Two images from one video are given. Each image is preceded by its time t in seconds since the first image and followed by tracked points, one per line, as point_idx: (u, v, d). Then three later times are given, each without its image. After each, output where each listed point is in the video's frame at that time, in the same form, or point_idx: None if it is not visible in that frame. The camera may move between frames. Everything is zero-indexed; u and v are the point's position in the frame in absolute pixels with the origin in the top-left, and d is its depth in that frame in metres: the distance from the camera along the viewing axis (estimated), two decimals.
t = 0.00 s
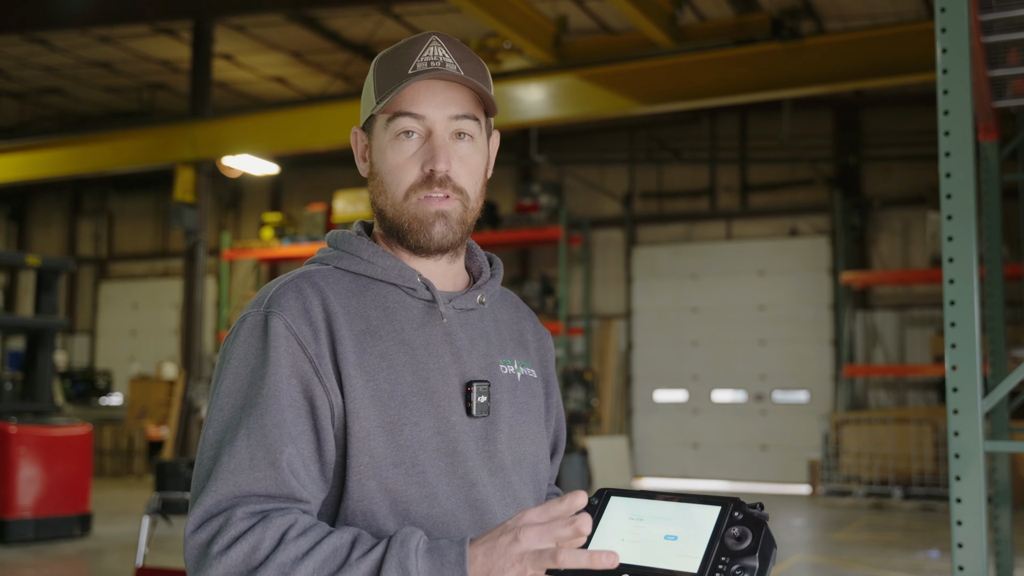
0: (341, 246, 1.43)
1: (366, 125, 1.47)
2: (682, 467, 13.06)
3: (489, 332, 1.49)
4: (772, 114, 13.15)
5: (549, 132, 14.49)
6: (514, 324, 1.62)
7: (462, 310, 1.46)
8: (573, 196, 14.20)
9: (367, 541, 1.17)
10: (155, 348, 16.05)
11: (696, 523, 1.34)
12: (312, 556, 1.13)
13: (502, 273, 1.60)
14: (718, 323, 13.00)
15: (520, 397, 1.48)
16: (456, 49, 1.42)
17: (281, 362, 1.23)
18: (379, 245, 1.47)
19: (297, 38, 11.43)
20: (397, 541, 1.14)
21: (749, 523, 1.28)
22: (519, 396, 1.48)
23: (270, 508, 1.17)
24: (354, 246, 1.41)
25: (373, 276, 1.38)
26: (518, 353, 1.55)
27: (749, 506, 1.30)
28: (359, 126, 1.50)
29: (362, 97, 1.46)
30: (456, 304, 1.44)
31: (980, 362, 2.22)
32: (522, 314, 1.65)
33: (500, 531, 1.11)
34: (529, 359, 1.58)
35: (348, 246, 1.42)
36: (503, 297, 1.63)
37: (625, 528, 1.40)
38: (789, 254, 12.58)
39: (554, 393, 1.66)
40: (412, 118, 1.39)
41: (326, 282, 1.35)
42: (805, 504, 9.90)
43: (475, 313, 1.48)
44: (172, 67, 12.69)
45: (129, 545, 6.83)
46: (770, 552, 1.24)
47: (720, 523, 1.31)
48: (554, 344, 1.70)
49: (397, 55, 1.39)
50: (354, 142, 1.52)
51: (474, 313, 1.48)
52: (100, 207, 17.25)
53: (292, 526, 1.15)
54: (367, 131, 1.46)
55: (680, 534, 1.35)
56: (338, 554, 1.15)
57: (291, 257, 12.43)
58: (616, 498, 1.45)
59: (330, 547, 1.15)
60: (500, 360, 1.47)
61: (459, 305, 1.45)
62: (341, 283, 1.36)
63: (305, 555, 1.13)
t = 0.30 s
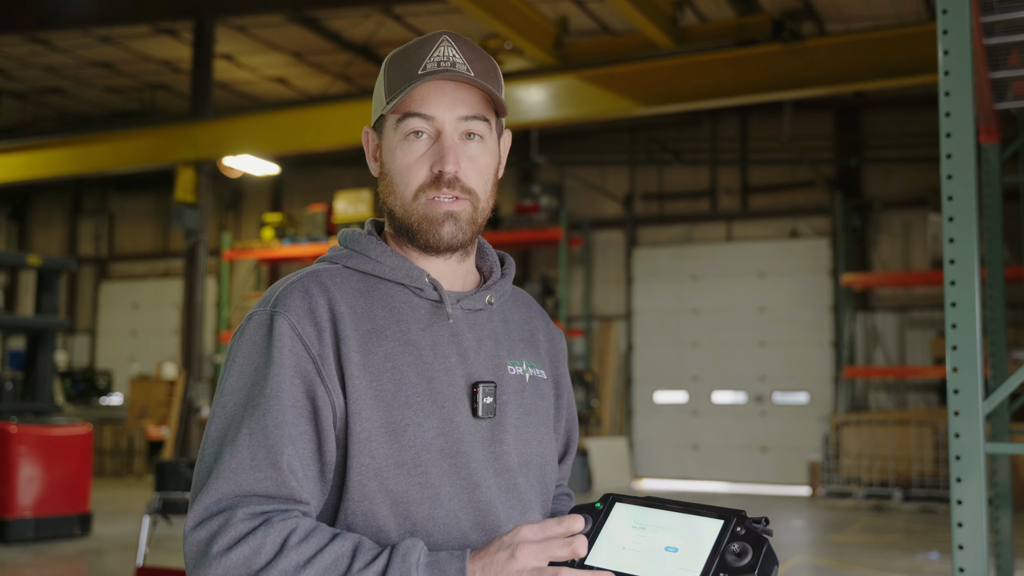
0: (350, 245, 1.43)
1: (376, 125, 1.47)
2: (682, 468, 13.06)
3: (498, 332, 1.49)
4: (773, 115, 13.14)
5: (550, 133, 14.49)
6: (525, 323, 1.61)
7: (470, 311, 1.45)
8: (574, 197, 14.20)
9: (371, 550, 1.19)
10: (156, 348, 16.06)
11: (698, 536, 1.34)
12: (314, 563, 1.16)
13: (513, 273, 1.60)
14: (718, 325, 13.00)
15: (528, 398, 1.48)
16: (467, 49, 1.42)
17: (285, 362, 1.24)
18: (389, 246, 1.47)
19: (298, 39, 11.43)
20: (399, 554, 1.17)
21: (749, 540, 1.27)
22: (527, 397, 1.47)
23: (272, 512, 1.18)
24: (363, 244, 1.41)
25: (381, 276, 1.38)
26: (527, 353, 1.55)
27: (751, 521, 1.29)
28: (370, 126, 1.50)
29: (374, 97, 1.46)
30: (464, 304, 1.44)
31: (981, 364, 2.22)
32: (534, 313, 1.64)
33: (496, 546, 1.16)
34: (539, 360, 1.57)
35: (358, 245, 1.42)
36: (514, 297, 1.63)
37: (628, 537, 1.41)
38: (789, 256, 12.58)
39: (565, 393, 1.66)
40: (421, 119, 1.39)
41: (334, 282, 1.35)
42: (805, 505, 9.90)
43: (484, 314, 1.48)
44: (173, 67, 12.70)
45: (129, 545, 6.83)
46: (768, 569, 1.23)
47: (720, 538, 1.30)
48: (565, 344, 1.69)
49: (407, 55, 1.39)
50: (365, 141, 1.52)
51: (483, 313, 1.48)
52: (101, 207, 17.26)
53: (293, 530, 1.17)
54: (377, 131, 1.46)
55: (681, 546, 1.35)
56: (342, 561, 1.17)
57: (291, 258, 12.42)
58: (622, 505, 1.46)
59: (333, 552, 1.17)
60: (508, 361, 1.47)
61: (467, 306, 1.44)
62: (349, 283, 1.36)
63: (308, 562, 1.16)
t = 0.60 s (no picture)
0: (353, 247, 1.44)
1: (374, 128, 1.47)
2: (683, 470, 13.05)
3: (501, 333, 1.48)
4: (775, 118, 13.15)
5: (551, 135, 14.50)
6: (530, 325, 1.61)
7: (474, 311, 1.45)
8: (575, 200, 14.20)
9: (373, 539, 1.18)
10: (157, 350, 16.08)
11: (705, 532, 1.34)
12: (317, 555, 1.15)
13: (517, 273, 1.60)
14: (719, 327, 12.99)
15: (532, 399, 1.47)
16: (459, 43, 1.42)
17: (289, 364, 1.24)
18: (393, 247, 1.47)
19: (299, 42, 11.45)
20: (401, 535, 1.16)
21: (759, 535, 1.28)
22: (531, 397, 1.47)
23: (276, 507, 1.18)
24: (366, 246, 1.41)
25: (384, 277, 1.39)
26: (531, 354, 1.55)
27: (759, 516, 1.30)
28: (368, 130, 1.51)
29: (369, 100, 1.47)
30: (467, 305, 1.43)
31: (983, 366, 2.22)
32: (538, 315, 1.64)
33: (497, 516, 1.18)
34: (543, 361, 1.57)
35: (360, 246, 1.42)
36: (518, 297, 1.63)
37: (634, 536, 1.41)
38: (791, 258, 12.58)
39: (569, 396, 1.66)
40: (417, 115, 1.40)
41: (337, 283, 1.35)
42: (807, 508, 9.89)
43: (487, 314, 1.48)
44: (174, 70, 12.71)
45: (130, 548, 6.82)
46: (778, 564, 1.23)
47: (729, 535, 1.31)
48: (569, 345, 1.69)
49: (399, 53, 1.39)
50: (364, 145, 1.53)
51: (486, 314, 1.48)
52: (103, 210, 17.28)
53: (296, 524, 1.16)
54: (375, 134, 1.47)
55: (689, 544, 1.35)
56: (342, 555, 1.16)
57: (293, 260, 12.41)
58: (627, 505, 1.46)
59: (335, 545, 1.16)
60: (512, 361, 1.47)
61: (470, 306, 1.44)
62: (352, 284, 1.36)
63: (312, 553, 1.15)
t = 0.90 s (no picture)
0: (347, 249, 1.44)
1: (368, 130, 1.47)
2: (685, 473, 13.04)
3: (496, 335, 1.48)
4: (777, 120, 13.14)
5: (553, 138, 14.50)
6: (524, 327, 1.61)
7: (468, 313, 1.46)
8: (577, 202, 14.20)
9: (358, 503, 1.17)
10: (159, 353, 16.10)
11: (709, 523, 1.35)
12: (309, 523, 1.15)
13: (510, 275, 1.59)
14: (721, 329, 12.98)
15: (528, 400, 1.47)
16: (453, 46, 1.43)
17: (283, 364, 1.24)
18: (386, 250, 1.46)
19: (301, 44, 11.46)
20: (388, 490, 1.15)
21: (763, 524, 1.29)
22: (527, 398, 1.47)
23: (267, 496, 1.18)
24: (359, 249, 1.41)
25: (378, 279, 1.39)
26: (526, 356, 1.55)
27: (763, 506, 1.32)
28: (361, 133, 1.51)
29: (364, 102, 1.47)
30: (462, 306, 1.44)
31: (984, 368, 2.22)
32: (532, 318, 1.64)
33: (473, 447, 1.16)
34: (538, 363, 1.57)
35: (354, 249, 1.42)
36: (512, 300, 1.62)
37: (637, 531, 1.41)
38: (793, 261, 12.57)
39: (565, 400, 1.65)
40: (411, 117, 1.40)
41: (331, 286, 1.35)
42: (808, 510, 9.86)
43: (482, 316, 1.48)
44: (175, 72, 12.72)
45: (131, 551, 6.82)
46: (784, 552, 1.25)
47: (732, 523, 1.32)
48: (563, 348, 1.69)
49: (394, 54, 1.39)
50: (358, 149, 1.52)
51: (481, 315, 1.48)
52: (105, 212, 17.29)
53: (289, 507, 1.16)
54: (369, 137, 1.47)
55: (692, 535, 1.36)
56: (332, 519, 1.16)
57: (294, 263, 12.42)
58: (628, 500, 1.46)
59: (323, 514, 1.16)
60: (507, 362, 1.47)
61: (465, 308, 1.45)
62: (346, 286, 1.37)
63: (303, 524, 1.15)
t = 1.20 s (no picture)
0: (340, 252, 1.44)
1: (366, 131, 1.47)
2: (685, 474, 13.05)
3: (490, 335, 1.49)
4: (777, 120, 13.13)
5: (553, 138, 14.50)
6: (518, 326, 1.61)
7: (462, 314, 1.46)
8: (577, 203, 14.20)
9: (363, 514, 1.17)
10: (160, 353, 16.11)
11: (699, 522, 1.34)
12: (309, 534, 1.15)
13: (504, 276, 1.61)
14: (721, 329, 12.98)
15: (522, 399, 1.48)
16: (454, 53, 1.42)
17: (277, 366, 1.24)
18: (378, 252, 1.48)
19: (301, 45, 11.47)
20: (391, 509, 1.15)
21: (751, 522, 1.28)
22: (522, 398, 1.48)
23: (265, 502, 1.18)
24: (352, 251, 1.41)
25: (372, 281, 1.39)
26: (520, 356, 1.55)
27: (751, 504, 1.31)
28: (359, 131, 1.51)
29: (363, 102, 1.47)
30: (455, 308, 1.44)
31: (983, 368, 2.22)
32: (526, 316, 1.64)
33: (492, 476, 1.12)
34: (533, 363, 1.58)
35: (348, 251, 1.42)
36: (506, 300, 1.63)
37: (626, 530, 1.40)
38: (794, 261, 12.56)
39: (559, 400, 1.65)
40: (408, 125, 1.39)
41: (325, 288, 1.35)
42: (809, 511, 9.84)
43: (475, 317, 1.48)
44: (176, 73, 12.73)
45: (132, 552, 6.82)
46: (772, 551, 1.24)
47: (721, 522, 1.31)
48: (557, 346, 1.69)
49: (395, 59, 1.39)
50: (355, 146, 1.53)
51: (474, 316, 1.48)
52: (105, 213, 17.31)
53: (287, 514, 1.16)
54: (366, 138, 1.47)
55: (682, 534, 1.35)
56: (333, 531, 1.16)
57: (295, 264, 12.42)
58: (619, 498, 1.46)
59: (324, 524, 1.16)
60: (501, 363, 1.47)
61: (458, 309, 1.45)
62: (340, 288, 1.37)
63: (303, 534, 1.15)
